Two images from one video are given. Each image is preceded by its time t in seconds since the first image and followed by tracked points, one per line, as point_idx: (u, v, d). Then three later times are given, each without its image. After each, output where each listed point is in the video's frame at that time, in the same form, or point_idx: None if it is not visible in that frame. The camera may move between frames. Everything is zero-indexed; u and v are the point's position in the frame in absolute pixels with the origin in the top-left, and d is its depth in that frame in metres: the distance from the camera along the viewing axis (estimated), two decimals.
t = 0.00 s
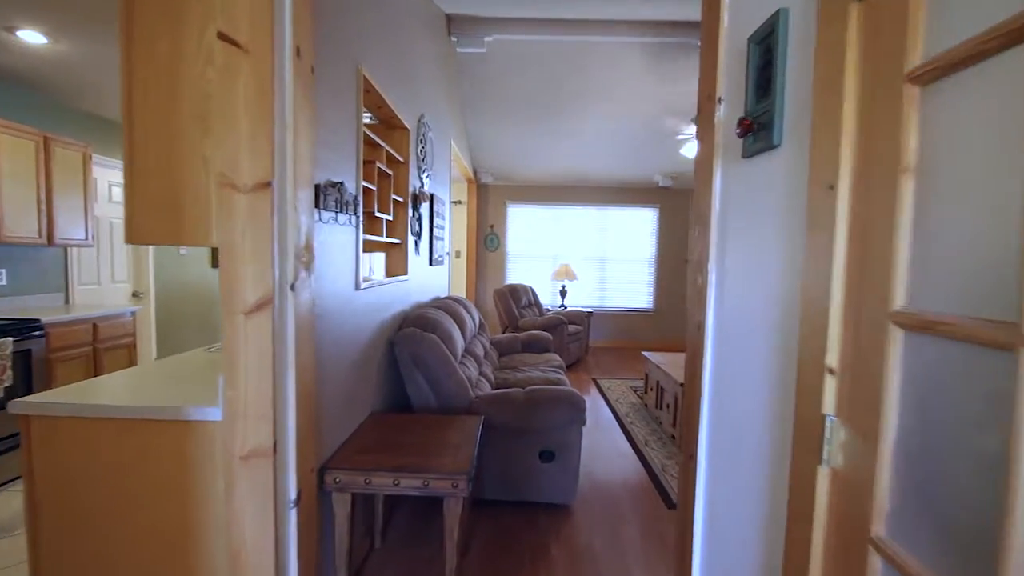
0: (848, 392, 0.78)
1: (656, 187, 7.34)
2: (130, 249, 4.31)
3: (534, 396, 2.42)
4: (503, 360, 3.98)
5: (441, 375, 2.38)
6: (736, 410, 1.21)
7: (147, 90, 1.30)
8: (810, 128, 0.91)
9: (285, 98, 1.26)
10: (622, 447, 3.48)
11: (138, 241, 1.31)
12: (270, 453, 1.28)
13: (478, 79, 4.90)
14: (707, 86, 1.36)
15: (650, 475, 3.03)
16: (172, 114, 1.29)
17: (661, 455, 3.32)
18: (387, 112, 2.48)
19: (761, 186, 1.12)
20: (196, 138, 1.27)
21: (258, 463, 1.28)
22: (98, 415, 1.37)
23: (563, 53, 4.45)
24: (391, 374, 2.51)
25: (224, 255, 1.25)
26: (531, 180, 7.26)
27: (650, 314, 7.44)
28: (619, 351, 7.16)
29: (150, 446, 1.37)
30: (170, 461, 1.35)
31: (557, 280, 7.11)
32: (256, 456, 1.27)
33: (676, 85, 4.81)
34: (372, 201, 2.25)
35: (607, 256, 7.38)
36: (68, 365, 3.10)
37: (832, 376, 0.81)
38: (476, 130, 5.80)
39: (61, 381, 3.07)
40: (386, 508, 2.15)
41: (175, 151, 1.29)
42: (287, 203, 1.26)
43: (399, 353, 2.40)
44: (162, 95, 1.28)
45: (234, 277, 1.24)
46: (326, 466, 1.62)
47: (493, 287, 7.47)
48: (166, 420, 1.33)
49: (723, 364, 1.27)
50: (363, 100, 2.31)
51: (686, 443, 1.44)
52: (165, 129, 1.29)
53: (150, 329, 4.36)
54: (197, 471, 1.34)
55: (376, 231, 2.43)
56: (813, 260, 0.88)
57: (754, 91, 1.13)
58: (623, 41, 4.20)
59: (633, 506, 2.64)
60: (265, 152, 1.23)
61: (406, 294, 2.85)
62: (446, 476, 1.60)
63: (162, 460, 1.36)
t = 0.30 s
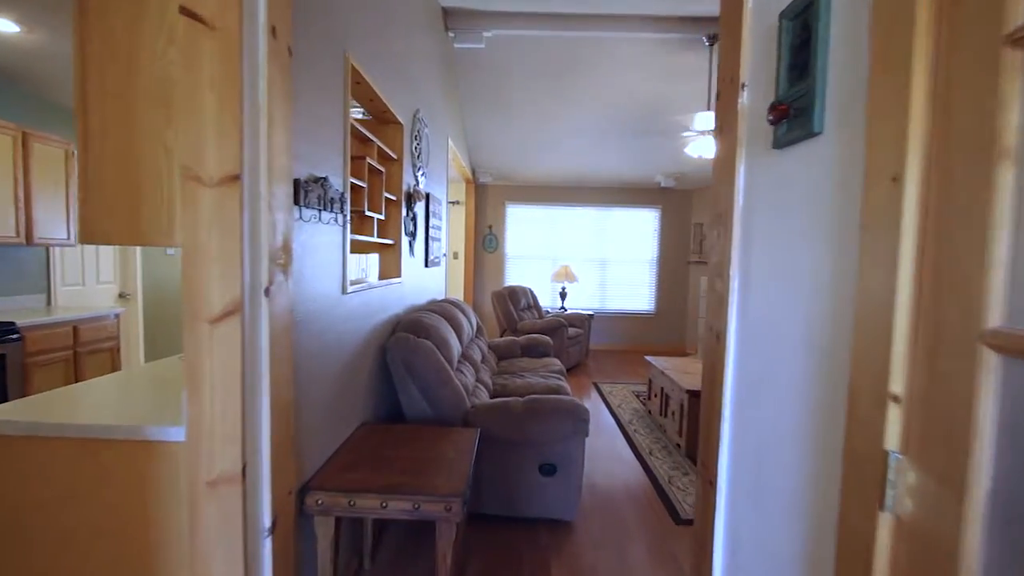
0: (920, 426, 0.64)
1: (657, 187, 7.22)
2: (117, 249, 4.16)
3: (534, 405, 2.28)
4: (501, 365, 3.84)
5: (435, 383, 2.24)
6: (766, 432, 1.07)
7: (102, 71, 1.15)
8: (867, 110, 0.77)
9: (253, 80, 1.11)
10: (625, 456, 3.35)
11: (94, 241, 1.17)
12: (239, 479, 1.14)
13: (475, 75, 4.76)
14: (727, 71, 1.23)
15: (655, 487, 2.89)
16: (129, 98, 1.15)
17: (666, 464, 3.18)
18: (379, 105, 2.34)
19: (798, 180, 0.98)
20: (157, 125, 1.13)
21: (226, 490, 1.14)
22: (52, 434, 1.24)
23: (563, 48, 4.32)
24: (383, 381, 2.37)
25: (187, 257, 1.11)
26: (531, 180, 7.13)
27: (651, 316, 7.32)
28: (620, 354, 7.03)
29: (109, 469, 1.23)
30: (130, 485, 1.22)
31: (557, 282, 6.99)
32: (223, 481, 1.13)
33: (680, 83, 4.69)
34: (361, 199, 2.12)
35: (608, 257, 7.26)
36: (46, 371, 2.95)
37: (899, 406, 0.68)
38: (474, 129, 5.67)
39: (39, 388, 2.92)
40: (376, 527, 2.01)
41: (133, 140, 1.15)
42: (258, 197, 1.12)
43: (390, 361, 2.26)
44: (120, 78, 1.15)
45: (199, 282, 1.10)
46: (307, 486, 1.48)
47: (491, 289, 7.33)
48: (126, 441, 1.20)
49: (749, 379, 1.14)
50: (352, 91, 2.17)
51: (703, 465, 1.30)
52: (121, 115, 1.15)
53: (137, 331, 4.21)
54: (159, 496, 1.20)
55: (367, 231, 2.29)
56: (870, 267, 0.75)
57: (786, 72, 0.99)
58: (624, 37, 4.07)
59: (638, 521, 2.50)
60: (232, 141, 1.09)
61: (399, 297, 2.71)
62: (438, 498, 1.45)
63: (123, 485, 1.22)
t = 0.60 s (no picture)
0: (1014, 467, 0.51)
1: (661, 190, 7.12)
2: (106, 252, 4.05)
3: (536, 417, 2.16)
4: (502, 372, 3.71)
5: (430, 394, 2.12)
6: (802, 458, 0.95)
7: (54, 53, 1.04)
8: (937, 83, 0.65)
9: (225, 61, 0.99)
10: (630, 467, 3.21)
11: (47, 241, 1.06)
12: (202, 509, 1.02)
13: (476, 74, 4.66)
14: (749, 53, 1.11)
15: (662, 501, 2.76)
16: (84, 83, 1.03)
17: (674, 476, 3.05)
18: (373, 100, 2.23)
19: (842, 172, 0.86)
20: (115, 113, 1.01)
21: (189, 521, 1.02)
22: (2, 456, 1.12)
23: (565, 46, 4.22)
24: (377, 391, 2.25)
25: (147, 260, 0.99)
26: (532, 182, 7.02)
27: (655, 321, 7.19)
28: (623, 360, 6.90)
29: (64, 495, 1.11)
30: (87, 514, 1.10)
31: (559, 286, 6.86)
32: (187, 511, 1.01)
33: (685, 83, 4.59)
34: (353, 199, 2.00)
35: (611, 260, 7.13)
36: (26, 379, 2.82)
37: (984, 439, 0.54)
38: (474, 129, 5.56)
39: (18, 397, 2.79)
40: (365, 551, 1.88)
41: (89, 129, 1.03)
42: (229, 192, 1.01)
43: (384, 370, 2.14)
44: (76, 61, 1.03)
45: (160, 287, 0.98)
46: (289, 509, 1.36)
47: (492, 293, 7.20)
48: (83, 464, 1.08)
49: (779, 397, 1.01)
50: (344, 85, 2.06)
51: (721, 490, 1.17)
52: (76, 101, 1.04)
53: (126, 336, 4.09)
54: (117, 526, 1.07)
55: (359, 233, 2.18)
56: (942, 272, 0.63)
57: (824, 49, 0.88)
58: (628, 34, 3.97)
59: (646, 538, 2.37)
60: (196, 129, 0.97)
61: (394, 302, 2.59)
62: (432, 524, 1.33)
63: (79, 513, 1.10)
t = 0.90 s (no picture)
0: None
1: (665, 192, 6.99)
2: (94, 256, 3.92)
3: (539, 431, 2.03)
4: (503, 380, 3.59)
5: (425, 406, 2.00)
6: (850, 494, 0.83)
7: None
8: None
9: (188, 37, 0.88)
10: (638, 479, 3.08)
11: None
12: (161, 547, 0.89)
13: (477, 72, 4.55)
14: (778, 30, 0.99)
15: (672, 516, 2.62)
16: (30, 62, 0.91)
17: (684, 490, 2.91)
18: (367, 95, 2.12)
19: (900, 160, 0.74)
20: (63, 96, 0.89)
21: (146, 561, 0.89)
22: None
23: (569, 43, 4.11)
24: (370, 402, 2.13)
25: (96, 262, 0.86)
26: (534, 185, 6.90)
27: (660, 325, 7.06)
28: (628, 366, 6.76)
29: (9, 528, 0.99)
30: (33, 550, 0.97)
31: (562, 290, 6.73)
32: (142, 550, 0.89)
33: (692, 81, 4.48)
34: (345, 198, 1.88)
35: (615, 264, 7.01)
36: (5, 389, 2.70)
37: None
38: (476, 130, 5.46)
39: None
40: None
41: (35, 115, 0.91)
42: (193, 186, 0.89)
43: (377, 380, 2.01)
44: (21, 38, 0.91)
45: (111, 294, 0.86)
46: (268, 539, 1.26)
47: (494, 297, 7.08)
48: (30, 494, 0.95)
49: (817, 422, 0.89)
50: (335, 79, 1.95)
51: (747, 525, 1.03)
52: (22, 84, 0.92)
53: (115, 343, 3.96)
54: (67, 564, 0.95)
55: (352, 235, 2.06)
56: None
57: (872, 21, 0.77)
58: (633, 30, 3.86)
59: (656, 557, 2.24)
60: (153, 113, 0.85)
61: (390, 308, 2.47)
62: (424, 555, 1.22)
63: (26, 549, 0.98)
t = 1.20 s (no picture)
0: None
1: (670, 192, 6.87)
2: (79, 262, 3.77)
3: (542, 444, 1.91)
4: (505, 386, 3.47)
5: (422, 418, 1.88)
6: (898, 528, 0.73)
7: None
8: None
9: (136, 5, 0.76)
10: (645, 490, 2.95)
11: None
12: None
13: (478, 69, 4.44)
14: None
15: (683, 531, 2.49)
16: None
17: (694, 502, 2.78)
18: (360, 87, 2.01)
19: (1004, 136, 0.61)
20: None
21: None
22: None
23: (573, 38, 4.00)
24: (364, 413, 2.02)
25: (30, 266, 0.74)
26: (536, 186, 6.78)
27: (665, 327, 6.94)
28: (633, 370, 6.64)
29: None
30: None
31: (565, 293, 6.61)
32: None
33: (699, 77, 4.37)
34: (336, 197, 1.77)
35: (619, 265, 6.89)
36: None
37: None
38: (477, 129, 5.35)
39: None
40: None
41: None
42: (148, 179, 0.78)
43: (371, 391, 1.90)
44: None
45: (48, 302, 0.74)
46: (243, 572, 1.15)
47: (496, 300, 6.96)
48: None
49: (859, 444, 0.79)
50: (325, 71, 1.84)
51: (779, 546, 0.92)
52: None
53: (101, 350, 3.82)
54: None
55: (344, 236, 1.95)
56: None
57: None
58: (639, 25, 3.74)
59: None
60: (94, 94, 0.73)
61: (386, 312, 2.36)
62: None
63: None
